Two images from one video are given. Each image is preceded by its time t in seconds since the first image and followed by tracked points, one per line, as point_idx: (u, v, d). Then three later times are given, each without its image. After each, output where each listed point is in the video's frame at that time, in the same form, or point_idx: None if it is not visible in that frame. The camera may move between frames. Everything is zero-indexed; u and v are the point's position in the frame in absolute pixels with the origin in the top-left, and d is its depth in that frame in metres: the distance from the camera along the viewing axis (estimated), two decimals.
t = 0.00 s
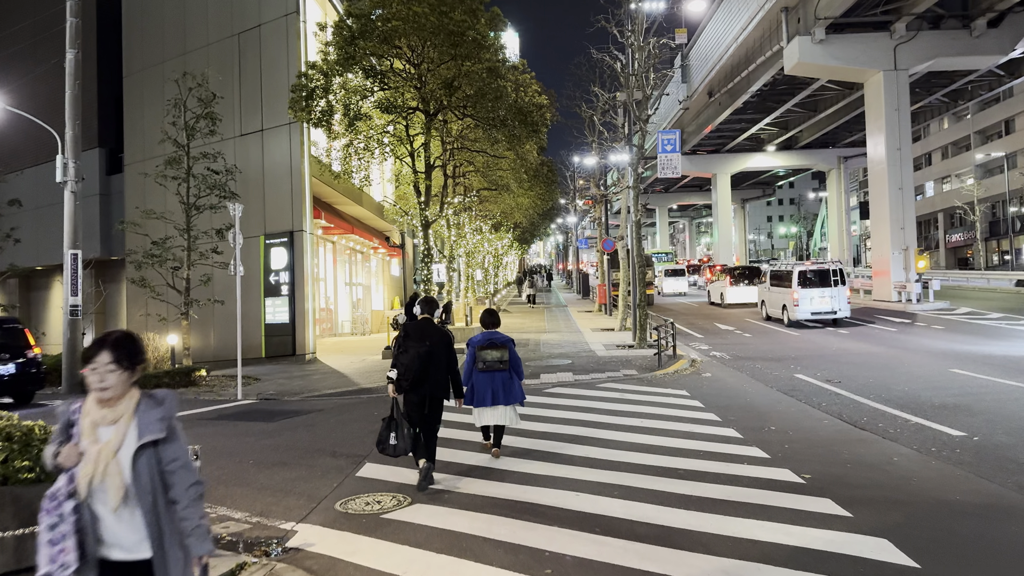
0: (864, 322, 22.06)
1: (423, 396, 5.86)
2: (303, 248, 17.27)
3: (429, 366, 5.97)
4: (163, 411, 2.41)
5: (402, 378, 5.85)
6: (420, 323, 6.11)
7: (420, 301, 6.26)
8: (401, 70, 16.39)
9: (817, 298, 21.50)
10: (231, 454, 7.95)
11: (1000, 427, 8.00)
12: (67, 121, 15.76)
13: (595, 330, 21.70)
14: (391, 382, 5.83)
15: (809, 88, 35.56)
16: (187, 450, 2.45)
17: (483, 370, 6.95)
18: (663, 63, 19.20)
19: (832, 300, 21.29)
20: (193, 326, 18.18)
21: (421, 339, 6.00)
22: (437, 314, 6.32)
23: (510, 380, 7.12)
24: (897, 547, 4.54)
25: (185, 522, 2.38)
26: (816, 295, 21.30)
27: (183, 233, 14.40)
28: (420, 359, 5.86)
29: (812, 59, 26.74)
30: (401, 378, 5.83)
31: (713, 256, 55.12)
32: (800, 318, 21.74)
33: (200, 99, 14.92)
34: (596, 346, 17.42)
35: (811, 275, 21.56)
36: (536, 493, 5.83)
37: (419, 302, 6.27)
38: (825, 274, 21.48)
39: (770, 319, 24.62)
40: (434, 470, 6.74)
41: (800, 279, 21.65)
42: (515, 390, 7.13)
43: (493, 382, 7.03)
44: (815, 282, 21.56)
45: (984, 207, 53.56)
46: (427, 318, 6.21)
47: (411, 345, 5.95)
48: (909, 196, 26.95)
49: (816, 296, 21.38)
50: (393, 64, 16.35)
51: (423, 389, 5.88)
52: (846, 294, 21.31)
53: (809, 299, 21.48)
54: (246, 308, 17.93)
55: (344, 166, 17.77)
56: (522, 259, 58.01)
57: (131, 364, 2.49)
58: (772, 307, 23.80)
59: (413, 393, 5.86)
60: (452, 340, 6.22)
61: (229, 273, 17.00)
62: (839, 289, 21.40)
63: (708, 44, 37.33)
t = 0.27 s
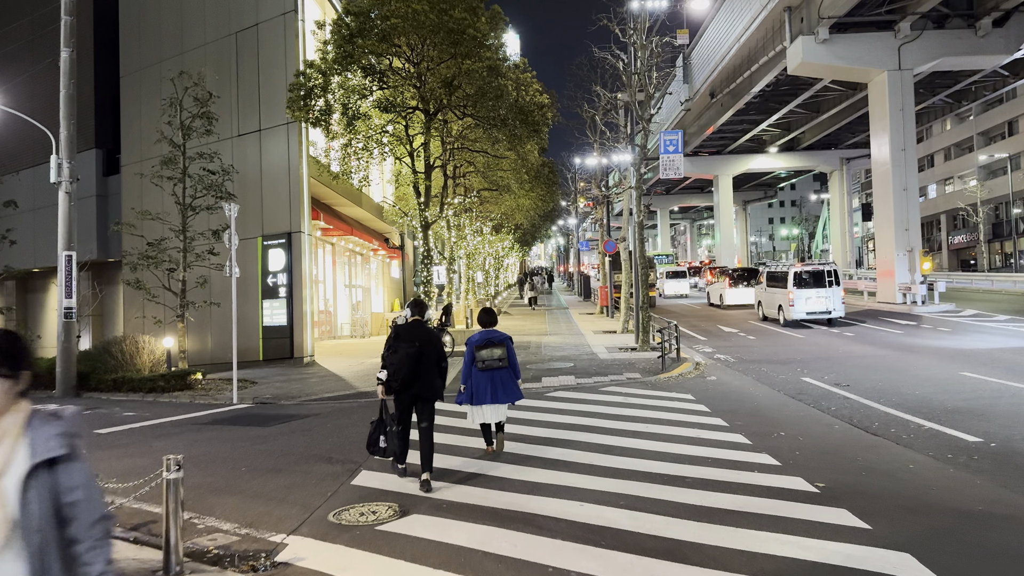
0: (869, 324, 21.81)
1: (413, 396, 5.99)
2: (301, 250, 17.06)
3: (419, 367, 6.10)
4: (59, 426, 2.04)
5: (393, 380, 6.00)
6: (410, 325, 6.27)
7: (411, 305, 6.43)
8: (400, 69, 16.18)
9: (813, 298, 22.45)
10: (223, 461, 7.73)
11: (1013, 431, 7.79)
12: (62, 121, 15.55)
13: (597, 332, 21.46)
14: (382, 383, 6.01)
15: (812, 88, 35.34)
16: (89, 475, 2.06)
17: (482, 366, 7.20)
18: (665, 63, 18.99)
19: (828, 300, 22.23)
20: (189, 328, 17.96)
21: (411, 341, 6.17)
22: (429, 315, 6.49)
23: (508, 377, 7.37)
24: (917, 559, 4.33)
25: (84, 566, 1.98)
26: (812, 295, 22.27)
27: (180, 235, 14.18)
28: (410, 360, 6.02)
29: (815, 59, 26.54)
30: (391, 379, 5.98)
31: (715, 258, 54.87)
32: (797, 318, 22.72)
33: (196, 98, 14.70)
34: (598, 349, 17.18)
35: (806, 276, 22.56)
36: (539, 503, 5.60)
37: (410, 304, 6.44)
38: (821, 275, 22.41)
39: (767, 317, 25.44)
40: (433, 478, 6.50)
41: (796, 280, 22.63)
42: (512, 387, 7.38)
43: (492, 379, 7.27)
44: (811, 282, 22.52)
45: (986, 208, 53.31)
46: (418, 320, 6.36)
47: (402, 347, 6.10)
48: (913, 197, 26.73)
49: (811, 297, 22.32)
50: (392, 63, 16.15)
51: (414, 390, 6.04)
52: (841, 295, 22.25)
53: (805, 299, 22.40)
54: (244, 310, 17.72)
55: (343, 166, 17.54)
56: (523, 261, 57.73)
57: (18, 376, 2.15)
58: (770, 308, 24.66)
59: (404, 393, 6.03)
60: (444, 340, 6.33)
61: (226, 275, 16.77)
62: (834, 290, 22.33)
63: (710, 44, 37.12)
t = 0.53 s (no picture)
0: (873, 329, 21.52)
1: (397, 399, 6.11)
2: (297, 253, 16.80)
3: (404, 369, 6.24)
4: None
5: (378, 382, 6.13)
6: (396, 329, 6.40)
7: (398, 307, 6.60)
8: (398, 69, 15.95)
9: (807, 301, 23.22)
10: (211, 472, 7.45)
11: None
12: (54, 123, 15.30)
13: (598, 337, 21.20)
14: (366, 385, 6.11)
15: (814, 92, 35.11)
16: None
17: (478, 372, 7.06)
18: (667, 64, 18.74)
19: (821, 304, 23.13)
20: (183, 333, 17.69)
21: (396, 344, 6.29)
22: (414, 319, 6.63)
23: (507, 383, 7.19)
24: None
25: None
26: (806, 298, 23.07)
27: (173, 238, 13.93)
28: (394, 363, 6.13)
29: (817, 61, 26.29)
30: (376, 382, 6.11)
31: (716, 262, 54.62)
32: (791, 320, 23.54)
33: (190, 99, 14.46)
34: (599, 354, 16.91)
35: (801, 280, 23.36)
36: (538, 518, 5.32)
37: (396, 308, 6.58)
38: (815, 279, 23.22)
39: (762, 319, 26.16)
40: (428, 490, 6.22)
41: (791, 283, 23.43)
42: (513, 393, 7.17)
43: (489, 385, 7.11)
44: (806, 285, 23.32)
45: (989, 212, 53.07)
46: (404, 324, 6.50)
47: (386, 350, 6.25)
48: (917, 200, 26.47)
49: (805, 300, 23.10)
50: (389, 65, 15.93)
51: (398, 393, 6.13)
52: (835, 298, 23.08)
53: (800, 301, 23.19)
54: (239, 315, 17.47)
55: (340, 168, 17.29)
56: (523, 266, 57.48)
57: None
58: (765, 310, 25.46)
59: (388, 396, 6.11)
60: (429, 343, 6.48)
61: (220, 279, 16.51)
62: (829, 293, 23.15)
63: (710, 47, 36.91)
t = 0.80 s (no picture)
0: (879, 330, 21.27)
1: (384, 400, 6.12)
2: (295, 255, 16.57)
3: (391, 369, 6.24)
4: None
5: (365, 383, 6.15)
6: (386, 330, 6.43)
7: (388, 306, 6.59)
8: (397, 67, 15.71)
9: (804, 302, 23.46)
10: (201, 479, 7.21)
11: None
12: (48, 121, 15.05)
13: (599, 339, 20.95)
14: (356, 387, 6.13)
15: (816, 92, 34.87)
16: None
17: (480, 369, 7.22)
18: (670, 63, 18.49)
19: (818, 304, 23.38)
20: (181, 335, 17.46)
21: (385, 346, 6.31)
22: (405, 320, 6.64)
23: (507, 380, 7.38)
24: None
25: None
26: (803, 299, 23.31)
27: (168, 238, 13.71)
28: (381, 364, 6.15)
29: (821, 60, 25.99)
30: (362, 383, 6.12)
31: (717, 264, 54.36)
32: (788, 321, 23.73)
33: (186, 97, 14.20)
34: (601, 356, 16.67)
35: (798, 281, 23.54)
36: (540, 529, 5.07)
37: (388, 308, 6.61)
38: (812, 280, 23.53)
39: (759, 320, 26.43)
40: (426, 498, 6.00)
41: (788, 284, 23.57)
42: (512, 390, 7.39)
43: (490, 383, 7.29)
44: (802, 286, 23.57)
45: (992, 213, 52.84)
46: (394, 324, 6.52)
47: (374, 351, 6.25)
48: (922, 201, 26.24)
49: (802, 301, 23.34)
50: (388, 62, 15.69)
51: (387, 394, 6.14)
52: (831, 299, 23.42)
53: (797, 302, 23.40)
54: (236, 318, 17.23)
55: (339, 169, 17.05)
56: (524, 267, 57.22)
57: None
58: (761, 310, 25.68)
59: (378, 397, 6.13)
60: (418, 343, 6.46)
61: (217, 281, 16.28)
62: (825, 294, 23.44)
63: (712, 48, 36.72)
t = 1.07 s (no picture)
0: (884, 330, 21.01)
1: (376, 394, 6.27)
2: (291, 254, 16.29)
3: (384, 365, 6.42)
4: None
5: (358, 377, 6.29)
6: (379, 327, 6.61)
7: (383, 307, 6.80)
8: (395, 63, 15.44)
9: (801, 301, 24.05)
10: (190, 485, 6.93)
11: None
12: (39, 117, 14.76)
13: (600, 340, 20.69)
14: (349, 380, 6.27)
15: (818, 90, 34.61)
16: None
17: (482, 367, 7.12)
18: (673, 59, 18.23)
19: (813, 303, 24.00)
20: (176, 335, 17.18)
21: (379, 342, 6.49)
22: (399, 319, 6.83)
23: (508, 380, 7.26)
24: None
25: None
26: (799, 299, 23.95)
27: (162, 236, 13.45)
28: (375, 359, 6.31)
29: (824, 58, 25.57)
30: (355, 376, 6.27)
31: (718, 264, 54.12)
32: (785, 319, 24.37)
33: (180, 93, 13.93)
34: (602, 357, 16.41)
35: (794, 281, 24.16)
36: (544, 539, 4.81)
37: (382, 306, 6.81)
38: (807, 280, 24.12)
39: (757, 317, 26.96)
40: (424, 505, 5.74)
41: (784, 284, 24.26)
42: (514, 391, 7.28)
43: (491, 382, 7.17)
44: (798, 285, 24.18)
45: (993, 213, 52.59)
46: (388, 321, 6.72)
47: (368, 346, 6.42)
48: (926, 200, 25.99)
49: (798, 300, 23.95)
50: (385, 57, 15.42)
51: (379, 387, 6.30)
52: (826, 298, 24.03)
53: (794, 301, 24.01)
54: (232, 318, 16.97)
55: (337, 167, 16.77)
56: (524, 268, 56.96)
57: None
58: (758, 309, 26.19)
59: (371, 391, 6.27)
60: (411, 342, 6.66)
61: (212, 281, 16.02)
62: (821, 294, 24.02)
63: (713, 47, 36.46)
